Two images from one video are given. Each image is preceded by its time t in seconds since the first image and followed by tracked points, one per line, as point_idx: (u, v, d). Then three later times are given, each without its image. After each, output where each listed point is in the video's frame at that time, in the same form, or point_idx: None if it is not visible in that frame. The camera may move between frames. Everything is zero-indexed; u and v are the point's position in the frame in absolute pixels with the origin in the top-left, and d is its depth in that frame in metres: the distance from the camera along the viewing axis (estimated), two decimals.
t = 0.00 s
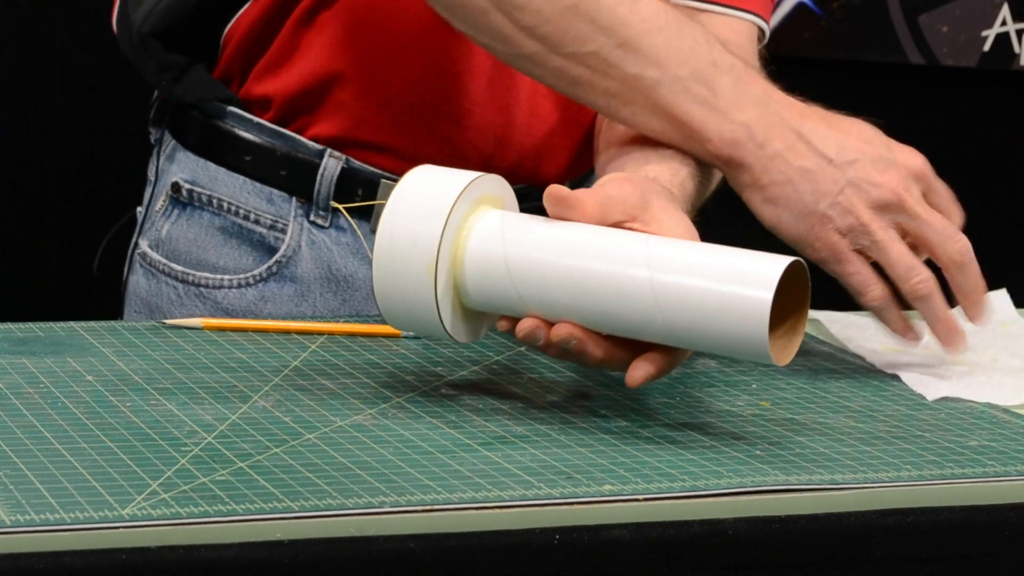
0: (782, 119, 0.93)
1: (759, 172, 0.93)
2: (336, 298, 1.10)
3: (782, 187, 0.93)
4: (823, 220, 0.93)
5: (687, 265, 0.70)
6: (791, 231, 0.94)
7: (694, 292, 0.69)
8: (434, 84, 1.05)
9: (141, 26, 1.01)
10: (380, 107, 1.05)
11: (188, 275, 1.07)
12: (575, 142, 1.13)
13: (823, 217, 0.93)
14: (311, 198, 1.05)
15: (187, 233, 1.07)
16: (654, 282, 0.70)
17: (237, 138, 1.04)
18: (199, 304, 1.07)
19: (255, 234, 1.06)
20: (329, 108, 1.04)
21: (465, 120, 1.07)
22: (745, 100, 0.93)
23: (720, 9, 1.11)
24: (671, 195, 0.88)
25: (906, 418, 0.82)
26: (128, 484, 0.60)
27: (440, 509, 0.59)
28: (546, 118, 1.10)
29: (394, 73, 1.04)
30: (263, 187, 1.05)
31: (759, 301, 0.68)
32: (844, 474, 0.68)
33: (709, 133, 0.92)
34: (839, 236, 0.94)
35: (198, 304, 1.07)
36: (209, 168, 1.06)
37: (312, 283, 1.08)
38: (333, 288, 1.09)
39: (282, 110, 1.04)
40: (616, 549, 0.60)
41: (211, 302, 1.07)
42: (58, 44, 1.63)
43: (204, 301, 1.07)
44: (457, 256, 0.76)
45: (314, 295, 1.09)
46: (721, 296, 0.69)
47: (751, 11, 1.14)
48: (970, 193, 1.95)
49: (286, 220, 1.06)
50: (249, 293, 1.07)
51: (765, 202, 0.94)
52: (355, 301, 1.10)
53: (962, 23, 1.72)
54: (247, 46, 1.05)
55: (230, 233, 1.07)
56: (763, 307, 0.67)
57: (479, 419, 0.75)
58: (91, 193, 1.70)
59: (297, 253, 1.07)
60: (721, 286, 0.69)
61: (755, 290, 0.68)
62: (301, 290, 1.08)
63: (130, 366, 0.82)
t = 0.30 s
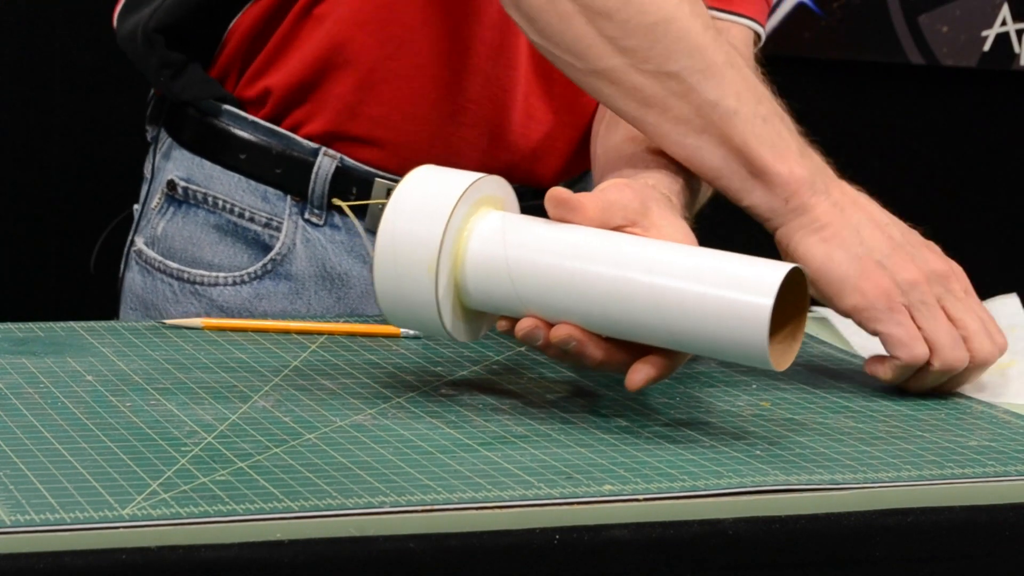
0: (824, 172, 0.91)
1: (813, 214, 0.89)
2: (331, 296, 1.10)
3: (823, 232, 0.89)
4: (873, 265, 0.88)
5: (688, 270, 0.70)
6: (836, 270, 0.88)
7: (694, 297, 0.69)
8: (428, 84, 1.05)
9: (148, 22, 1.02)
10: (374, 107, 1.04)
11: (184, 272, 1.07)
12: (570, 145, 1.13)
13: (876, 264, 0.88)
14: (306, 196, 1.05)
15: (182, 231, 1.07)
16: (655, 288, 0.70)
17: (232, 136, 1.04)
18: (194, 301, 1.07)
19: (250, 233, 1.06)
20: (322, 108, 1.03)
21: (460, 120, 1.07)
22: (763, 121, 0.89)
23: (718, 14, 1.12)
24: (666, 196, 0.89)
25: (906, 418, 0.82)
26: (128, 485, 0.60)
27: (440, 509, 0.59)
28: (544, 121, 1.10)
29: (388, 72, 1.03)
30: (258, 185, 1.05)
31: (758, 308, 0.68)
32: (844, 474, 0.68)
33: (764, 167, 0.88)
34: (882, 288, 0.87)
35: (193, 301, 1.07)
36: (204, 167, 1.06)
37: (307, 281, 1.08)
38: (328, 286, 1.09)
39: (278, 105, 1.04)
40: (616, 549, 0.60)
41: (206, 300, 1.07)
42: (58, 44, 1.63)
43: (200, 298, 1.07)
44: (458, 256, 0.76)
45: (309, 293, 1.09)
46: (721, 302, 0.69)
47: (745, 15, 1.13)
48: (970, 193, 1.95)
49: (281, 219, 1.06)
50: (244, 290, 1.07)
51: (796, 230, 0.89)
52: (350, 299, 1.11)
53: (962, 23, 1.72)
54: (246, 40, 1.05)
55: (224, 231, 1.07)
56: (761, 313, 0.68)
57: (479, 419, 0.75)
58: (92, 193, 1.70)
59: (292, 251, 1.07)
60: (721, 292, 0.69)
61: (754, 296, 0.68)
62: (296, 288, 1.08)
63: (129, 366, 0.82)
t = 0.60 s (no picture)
0: (825, 181, 0.91)
1: (811, 227, 0.89)
2: (346, 295, 1.09)
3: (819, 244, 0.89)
4: (869, 286, 0.87)
5: (728, 246, 0.71)
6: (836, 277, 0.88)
7: (734, 274, 0.70)
8: (442, 83, 1.05)
9: (159, 24, 1.02)
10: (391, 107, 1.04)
11: (200, 271, 1.07)
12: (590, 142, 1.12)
13: (872, 284, 0.87)
14: (322, 195, 1.06)
15: (199, 230, 1.07)
16: (696, 264, 0.70)
17: (249, 136, 1.05)
18: (210, 301, 1.07)
19: (267, 232, 1.07)
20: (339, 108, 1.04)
21: (475, 118, 1.07)
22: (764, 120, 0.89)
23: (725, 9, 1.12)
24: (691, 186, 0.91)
25: (907, 419, 0.82)
26: (128, 485, 0.60)
27: (440, 509, 0.59)
28: (558, 121, 1.09)
29: (400, 73, 1.03)
30: (275, 184, 1.05)
31: (798, 285, 0.68)
32: (844, 474, 0.68)
33: (759, 176, 0.89)
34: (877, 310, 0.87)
35: (209, 300, 1.07)
36: (222, 167, 1.06)
37: (324, 281, 1.08)
38: (344, 286, 1.09)
39: (294, 108, 1.04)
40: (616, 549, 0.60)
41: (223, 299, 1.07)
42: (58, 44, 1.63)
43: (216, 297, 1.06)
44: (491, 235, 0.76)
45: (325, 292, 1.09)
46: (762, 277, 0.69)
47: (753, 11, 1.13)
48: (969, 193, 1.95)
49: (297, 218, 1.06)
50: (260, 289, 1.07)
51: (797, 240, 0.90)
52: (366, 298, 1.10)
53: (962, 23, 1.72)
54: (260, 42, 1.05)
55: (241, 231, 1.07)
56: (802, 292, 0.68)
57: (479, 419, 0.75)
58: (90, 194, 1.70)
59: (309, 250, 1.07)
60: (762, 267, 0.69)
61: (793, 274, 0.69)
62: (313, 288, 1.08)
63: (129, 367, 0.82)
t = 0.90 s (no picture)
0: (815, 188, 0.91)
1: (803, 234, 0.89)
2: (353, 294, 1.09)
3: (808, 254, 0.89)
4: (866, 289, 0.88)
5: (731, 261, 0.71)
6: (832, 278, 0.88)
7: (736, 289, 0.70)
8: (446, 87, 1.04)
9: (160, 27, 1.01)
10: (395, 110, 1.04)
11: (208, 269, 1.07)
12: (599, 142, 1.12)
13: (868, 286, 0.88)
14: (329, 194, 1.06)
15: (206, 228, 1.07)
16: (698, 277, 0.71)
17: (256, 135, 1.05)
18: (217, 299, 1.07)
19: (273, 230, 1.07)
20: (346, 112, 1.04)
21: (480, 121, 1.07)
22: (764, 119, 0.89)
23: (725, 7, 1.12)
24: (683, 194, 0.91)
25: (907, 419, 0.82)
26: (128, 485, 0.60)
27: (439, 509, 0.59)
28: (564, 122, 1.09)
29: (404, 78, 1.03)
30: (282, 183, 1.06)
31: (798, 302, 0.69)
32: (844, 474, 0.68)
33: (749, 185, 0.88)
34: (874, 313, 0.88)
35: (216, 299, 1.07)
36: (230, 165, 1.07)
37: (330, 280, 1.08)
38: (350, 285, 1.09)
39: (299, 108, 1.04)
40: (616, 549, 0.60)
41: (229, 297, 1.07)
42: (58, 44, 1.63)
43: (223, 295, 1.07)
44: (492, 237, 0.76)
45: (332, 291, 1.09)
46: (763, 291, 0.70)
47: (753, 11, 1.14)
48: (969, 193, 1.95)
49: (304, 216, 1.06)
50: (266, 288, 1.07)
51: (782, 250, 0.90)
52: (372, 298, 1.10)
53: (963, 23, 1.72)
54: (259, 47, 1.05)
55: (248, 229, 1.07)
56: (802, 309, 0.69)
57: (479, 419, 0.75)
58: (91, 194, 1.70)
59: (315, 249, 1.07)
60: (764, 282, 0.70)
61: (795, 291, 0.69)
62: (318, 287, 1.08)
63: (130, 366, 0.82)
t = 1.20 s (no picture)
0: (802, 185, 0.91)
1: (792, 233, 0.88)
2: (352, 294, 1.09)
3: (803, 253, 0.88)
4: (858, 285, 0.87)
5: (728, 269, 0.72)
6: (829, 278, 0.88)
7: (733, 297, 0.71)
8: (442, 89, 1.05)
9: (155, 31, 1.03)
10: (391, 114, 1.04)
11: (207, 270, 1.07)
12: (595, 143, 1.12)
13: (861, 282, 0.87)
14: (328, 194, 1.05)
15: (206, 229, 1.08)
16: (695, 285, 0.71)
17: (255, 135, 1.05)
18: (216, 299, 1.07)
19: (272, 230, 1.06)
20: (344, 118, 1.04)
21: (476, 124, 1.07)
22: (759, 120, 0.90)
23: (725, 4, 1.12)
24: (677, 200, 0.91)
25: (906, 419, 0.82)
26: (128, 485, 0.60)
27: (439, 509, 0.59)
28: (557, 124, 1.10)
29: (400, 80, 1.03)
30: (281, 183, 1.05)
31: (797, 309, 0.70)
32: (844, 474, 0.68)
33: (737, 186, 0.88)
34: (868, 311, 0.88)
35: (215, 299, 1.07)
36: (229, 165, 1.06)
37: (328, 280, 1.08)
38: (348, 284, 1.09)
39: (297, 112, 1.04)
40: (616, 549, 0.60)
41: (228, 297, 1.07)
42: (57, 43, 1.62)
43: (222, 295, 1.07)
44: (488, 247, 0.76)
45: (330, 292, 1.08)
46: (760, 298, 0.70)
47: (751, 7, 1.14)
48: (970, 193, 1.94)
49: (303, 217, 1.06)
50: (265, 288, 1.07)
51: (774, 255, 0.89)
52: (371, 298, 1.09)
53: (963, 22, 1.68)
54: (253, 52, 1.04)
55: (247, 230, 1.07)
56: (799, 314, 0.69)
57: (479, 419, 0.75)
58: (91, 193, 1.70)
59: (313, 249, 1.07)
60: (760, 289, 0.70)
61: (794, 296, 0.70)
62: (317, 287, 1.08)
63: (130, 366, 0.82)
